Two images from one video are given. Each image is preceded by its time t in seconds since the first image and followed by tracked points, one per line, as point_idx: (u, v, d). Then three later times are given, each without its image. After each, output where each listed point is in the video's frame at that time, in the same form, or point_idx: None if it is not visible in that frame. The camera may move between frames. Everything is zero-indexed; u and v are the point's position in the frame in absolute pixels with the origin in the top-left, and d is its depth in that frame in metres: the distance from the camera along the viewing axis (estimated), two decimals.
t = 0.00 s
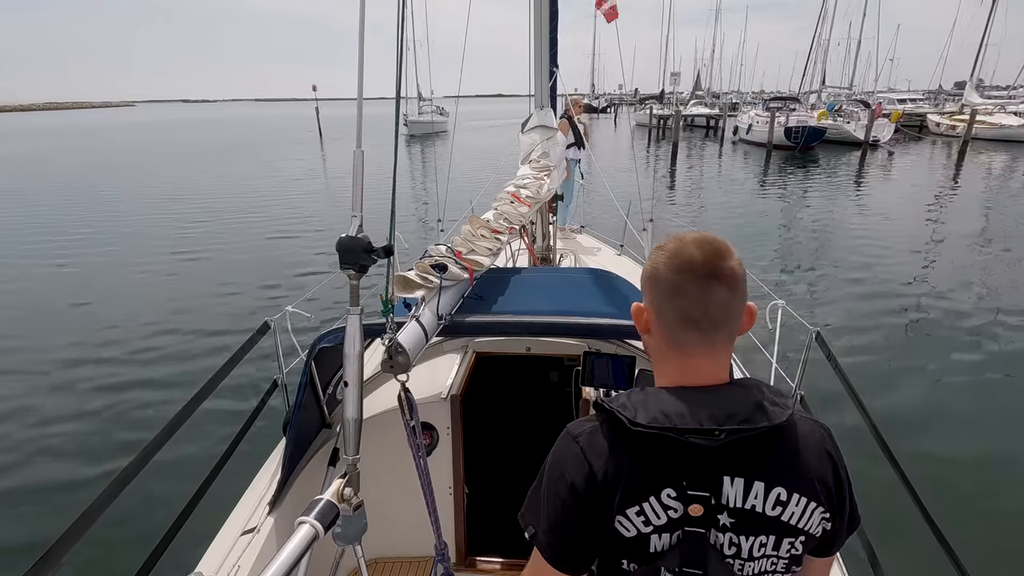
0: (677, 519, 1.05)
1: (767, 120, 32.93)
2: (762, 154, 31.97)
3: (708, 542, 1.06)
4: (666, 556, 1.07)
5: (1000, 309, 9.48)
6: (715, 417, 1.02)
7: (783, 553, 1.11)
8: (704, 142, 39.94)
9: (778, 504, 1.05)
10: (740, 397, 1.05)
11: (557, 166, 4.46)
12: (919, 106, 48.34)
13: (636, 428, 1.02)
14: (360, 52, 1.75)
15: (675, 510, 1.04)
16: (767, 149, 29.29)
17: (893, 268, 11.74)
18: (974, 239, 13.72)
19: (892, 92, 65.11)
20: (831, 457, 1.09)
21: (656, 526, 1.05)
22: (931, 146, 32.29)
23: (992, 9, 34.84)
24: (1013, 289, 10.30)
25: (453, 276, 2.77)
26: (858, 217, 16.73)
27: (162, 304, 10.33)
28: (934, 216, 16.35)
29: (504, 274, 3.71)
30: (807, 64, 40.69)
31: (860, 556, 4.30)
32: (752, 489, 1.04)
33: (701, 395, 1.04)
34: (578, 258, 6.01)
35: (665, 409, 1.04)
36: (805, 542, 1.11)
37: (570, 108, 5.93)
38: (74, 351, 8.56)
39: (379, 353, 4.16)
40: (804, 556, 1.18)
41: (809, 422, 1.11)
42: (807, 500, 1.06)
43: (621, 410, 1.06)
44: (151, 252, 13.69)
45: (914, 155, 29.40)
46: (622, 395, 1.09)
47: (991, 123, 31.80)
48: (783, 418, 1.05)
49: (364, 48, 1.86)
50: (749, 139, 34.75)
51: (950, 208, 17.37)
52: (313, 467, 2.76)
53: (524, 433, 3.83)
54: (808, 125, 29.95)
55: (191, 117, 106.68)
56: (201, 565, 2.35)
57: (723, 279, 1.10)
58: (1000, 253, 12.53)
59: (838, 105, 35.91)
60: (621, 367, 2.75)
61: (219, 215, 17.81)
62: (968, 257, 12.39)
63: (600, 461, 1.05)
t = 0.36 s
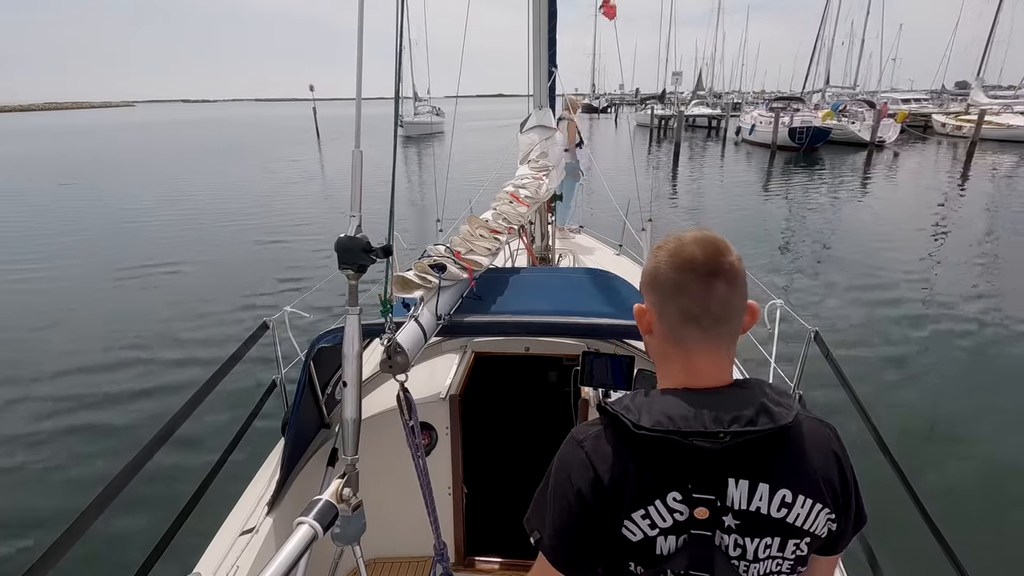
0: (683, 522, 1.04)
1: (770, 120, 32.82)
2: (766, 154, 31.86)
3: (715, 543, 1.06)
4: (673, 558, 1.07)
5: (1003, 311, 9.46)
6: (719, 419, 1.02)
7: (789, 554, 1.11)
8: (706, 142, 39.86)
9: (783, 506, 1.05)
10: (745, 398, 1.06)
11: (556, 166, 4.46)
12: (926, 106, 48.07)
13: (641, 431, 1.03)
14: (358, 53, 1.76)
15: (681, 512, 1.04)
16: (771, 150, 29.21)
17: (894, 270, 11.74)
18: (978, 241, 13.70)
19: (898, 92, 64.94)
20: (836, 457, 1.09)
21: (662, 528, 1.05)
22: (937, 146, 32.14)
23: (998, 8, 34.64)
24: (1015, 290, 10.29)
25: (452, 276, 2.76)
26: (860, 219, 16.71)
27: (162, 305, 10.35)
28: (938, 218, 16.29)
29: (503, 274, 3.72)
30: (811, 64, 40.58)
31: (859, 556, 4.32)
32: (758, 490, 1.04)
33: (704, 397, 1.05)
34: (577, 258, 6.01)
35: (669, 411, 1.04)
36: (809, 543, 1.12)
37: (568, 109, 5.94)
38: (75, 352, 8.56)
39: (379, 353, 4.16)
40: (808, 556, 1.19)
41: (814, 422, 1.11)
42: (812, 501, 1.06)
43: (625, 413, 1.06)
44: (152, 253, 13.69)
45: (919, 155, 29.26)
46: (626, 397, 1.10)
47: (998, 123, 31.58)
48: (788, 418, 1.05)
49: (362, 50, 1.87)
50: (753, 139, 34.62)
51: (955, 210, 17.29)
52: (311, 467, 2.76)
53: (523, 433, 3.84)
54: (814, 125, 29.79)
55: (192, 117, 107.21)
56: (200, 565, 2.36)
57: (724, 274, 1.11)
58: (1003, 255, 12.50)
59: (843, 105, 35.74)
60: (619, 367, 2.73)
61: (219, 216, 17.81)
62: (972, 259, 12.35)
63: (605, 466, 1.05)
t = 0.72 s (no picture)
0: (685, 520, 1.04)
1: (774, 121, 32.77)
2: (770, 155, 31.78)
3: (715, 542, 1.06)
4: (674, 556, 1.06)
5: (1006, 313, 9.45)
6: (721, 418, 1.02)
7: (787, 552, 1.11)
8: (709, 143, 39.82)
9: (782, 503, 1.05)
10: (747, 396, 1.06)
11: (555, 166, 4.46)
12: (931, 107, 47.87)
13: (642, 429, 1.03)
14: (358, 54, 1.76)
15: (682, 510, 1.04)
16: (774, 150, 29.14)
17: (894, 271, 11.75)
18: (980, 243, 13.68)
19: (903, 92, 64.67)
20: (835, 455, 1.09)
21: (663, 526, 1.05)
22: (941, 147, 32.03)
23: (1005, 9, 34.53)
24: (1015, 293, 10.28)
25: (450, 276, 2.76)
26: (862, 220, 16.70)
27: (161, 305, 10.35)
28: (943, 220, 16.26)
29: (502, 274, 3.72)
30: (815, 64, 40.52)
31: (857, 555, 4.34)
32: (758, 488, 1.04)
33: (706, 396, 1.05)
34: (576, 258, 6.01)
35: (671, 410, 1.04)
36: (809, 540, 1.12)
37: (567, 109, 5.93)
38: (74, 352, 8.54)
39: (378, 353, 4.16)
40: (807, 553, 1.19)
41: (813, 421, 1.11)
42: (811, 499, 1.06)
43: (626, 412, 1.07)
44: (152, 253, 13.69)
45: (924, 157, 29.18)
46: (627, 396, 1.10)
47: (1003, 125, 31.45)
48: (789, 417, 1.05)
49: (361, 50, 1.87)
50: (756, 140, 34.55)
51: (960, 212, 17.25)
52: (310, 468, 2.76)
53: (522, 433, 3.84)
54: (817, 126, 29.72)
55: (191, 116, 106.92)
56: (199, 565, 2.36)
57: (730, 278, 1.10)
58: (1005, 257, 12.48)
59: (847, 106, 35.63)
60: (618, 367, 2.73)
61: (220, 216, 17.78)
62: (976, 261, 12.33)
63: (608, 465, 1.05)
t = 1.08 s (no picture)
0: (677, 516, 1.04)
1: (778, 121, 32.71)
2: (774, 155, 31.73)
3: (708, 538, 1.06)
4: (668, 552, 1.06)
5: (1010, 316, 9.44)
6: (710, 413, 1.02)
7: (783, 546, 1.11)
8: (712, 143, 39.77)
9: (775, 497, 1.05)
10: (738, 392, 1.06)
11: (554, 166, 4.45)
12: (938, 107, 47.65)
13: (633, 426, 1.03)
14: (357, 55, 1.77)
15: (674, 506, 1.04)
16: (779, 151, 29.05)
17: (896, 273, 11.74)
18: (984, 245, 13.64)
19: (908, 92, 64.43)
20: (827, 450, 1.10)
21: (656, 522, 1.05)
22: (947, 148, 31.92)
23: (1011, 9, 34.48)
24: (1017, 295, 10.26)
25: (449, 276, 2.75)
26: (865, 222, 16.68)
27: (160, 304, 10.35)
28: (946, 221, 16.25)
29: (500, 273, 3.72)
30: (818, 64, 40.52)
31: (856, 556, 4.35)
32: (750, 484, 1.04)
33: (697, 394, 1.05)
34: (575, 258, 6.01)
35: (661, 407, 1.04)
36: (803, 534, 1.12)
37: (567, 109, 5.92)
38: (74, 352, 8.52)
39: (376, 352, 4.16)
40: (802, 548, 1.19)
41: (804, 415, 1.11)
42: (804, 493, 1.06)
43: (617, 409, 1.07)
44: (152, 252, 13.69)
45: (931, 157, 29.14)
46: (619, 393, 1.10)
47: (1010, 126, 31.30)
48: (778, 412, 1.05)
49: (360, 49, 1.87)
50: (760, 140, 34.46)
51: (965, 213, 17.23)
52: (307, 467, 2.75)
53: (521, 434, 3.84)
54: (823, 126, 29.59)
55: (193, 115, 107.48)
56: (197, 564, 2.36)
57: (719, 280, 1.10)
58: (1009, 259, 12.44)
59: (853, 106, 35.51)
60: (617, 366, 2.72)
61: (220, 216, 17.77)
62: (980, 262, 12.32)
63: (598, 462, 1.05)
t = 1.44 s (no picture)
0: (680, 515, 1.04)
1: (782, 122, 32.63)
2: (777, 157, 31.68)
3: (711, 537, 1.06)
4: (671, 551, 1.06)
5: (1013, 318, 9.45)
6: (713, 414, 1.02)
7: (788, 544, 1.11)
8: (714, 144, 39.72)
9: (780, 496, 1.05)
10: (741, 392, 1.06)
11: (553, 167, 4.45)
12: (944, 108, 47.45)
13: (635, 427, 1.03)
14: (356, 56, 1.77)
15: (677, 505, 1.04)
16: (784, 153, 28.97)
17: (898, 275, 11.73)
18: (989, 248, 13.59)
19: (914, 92, 64.18)
20: (832, 449, 1.10)
21: (658, 522, 1.05)
22: (952, 150, 31.80)
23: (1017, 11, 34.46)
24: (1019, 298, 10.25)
25: (449, 276, 2.75)
26: (868, 224, 16.66)
27: (160, 305, 10.34)
28: (950, 223, 16.23)
29: (500, 274, 3.72)
30: (821, 65, 40.50)
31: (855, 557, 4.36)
32: (754, 483, 1.04)
33: (699, 394, 1.05)
34: (573, 258, 6.01)
35: (663, 407, 1.04)
36: (808, 532, 1.12)
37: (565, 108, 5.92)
38: (73, 353, 8.50)
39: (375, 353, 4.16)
40: (806, 545, 1.19)
41: (809, 414, 1.11)
42: (808, 491, 1.06)
43: (620, 410, 1.07)
44: (152, 253, 13.68)
45: (935, 158, 29.12)
46: (622, 393, 1.10)
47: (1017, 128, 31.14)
48: (782, 412, 1.05)
49: (359, 51, 1.87)
50: (764, 141, 34.37)
51: (969, 215, 17.18)
52: (307, 467, 2.75)
53: (520, 435, 3.84)
54: (828, 128, 29.49)
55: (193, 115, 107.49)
56: (196, 563, 2.36)
57: (721, 280, 1.10)
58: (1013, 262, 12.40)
59: (857, 108, 35.40)
60: (616, 366, 2.72)
61: (221, 217, 17.75)
62: (984, 264, 12.31)
63: (601, 460, 1.05)
